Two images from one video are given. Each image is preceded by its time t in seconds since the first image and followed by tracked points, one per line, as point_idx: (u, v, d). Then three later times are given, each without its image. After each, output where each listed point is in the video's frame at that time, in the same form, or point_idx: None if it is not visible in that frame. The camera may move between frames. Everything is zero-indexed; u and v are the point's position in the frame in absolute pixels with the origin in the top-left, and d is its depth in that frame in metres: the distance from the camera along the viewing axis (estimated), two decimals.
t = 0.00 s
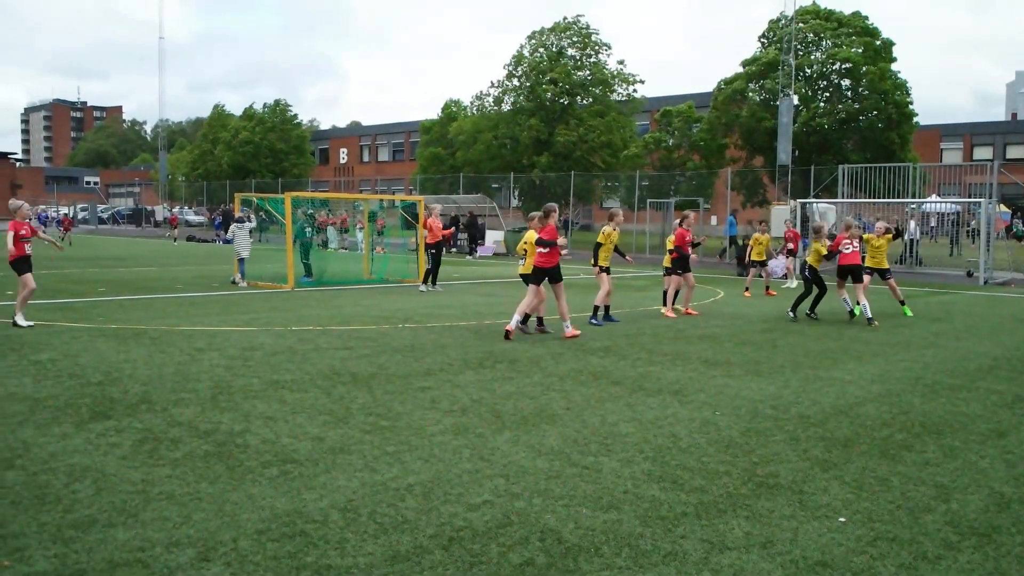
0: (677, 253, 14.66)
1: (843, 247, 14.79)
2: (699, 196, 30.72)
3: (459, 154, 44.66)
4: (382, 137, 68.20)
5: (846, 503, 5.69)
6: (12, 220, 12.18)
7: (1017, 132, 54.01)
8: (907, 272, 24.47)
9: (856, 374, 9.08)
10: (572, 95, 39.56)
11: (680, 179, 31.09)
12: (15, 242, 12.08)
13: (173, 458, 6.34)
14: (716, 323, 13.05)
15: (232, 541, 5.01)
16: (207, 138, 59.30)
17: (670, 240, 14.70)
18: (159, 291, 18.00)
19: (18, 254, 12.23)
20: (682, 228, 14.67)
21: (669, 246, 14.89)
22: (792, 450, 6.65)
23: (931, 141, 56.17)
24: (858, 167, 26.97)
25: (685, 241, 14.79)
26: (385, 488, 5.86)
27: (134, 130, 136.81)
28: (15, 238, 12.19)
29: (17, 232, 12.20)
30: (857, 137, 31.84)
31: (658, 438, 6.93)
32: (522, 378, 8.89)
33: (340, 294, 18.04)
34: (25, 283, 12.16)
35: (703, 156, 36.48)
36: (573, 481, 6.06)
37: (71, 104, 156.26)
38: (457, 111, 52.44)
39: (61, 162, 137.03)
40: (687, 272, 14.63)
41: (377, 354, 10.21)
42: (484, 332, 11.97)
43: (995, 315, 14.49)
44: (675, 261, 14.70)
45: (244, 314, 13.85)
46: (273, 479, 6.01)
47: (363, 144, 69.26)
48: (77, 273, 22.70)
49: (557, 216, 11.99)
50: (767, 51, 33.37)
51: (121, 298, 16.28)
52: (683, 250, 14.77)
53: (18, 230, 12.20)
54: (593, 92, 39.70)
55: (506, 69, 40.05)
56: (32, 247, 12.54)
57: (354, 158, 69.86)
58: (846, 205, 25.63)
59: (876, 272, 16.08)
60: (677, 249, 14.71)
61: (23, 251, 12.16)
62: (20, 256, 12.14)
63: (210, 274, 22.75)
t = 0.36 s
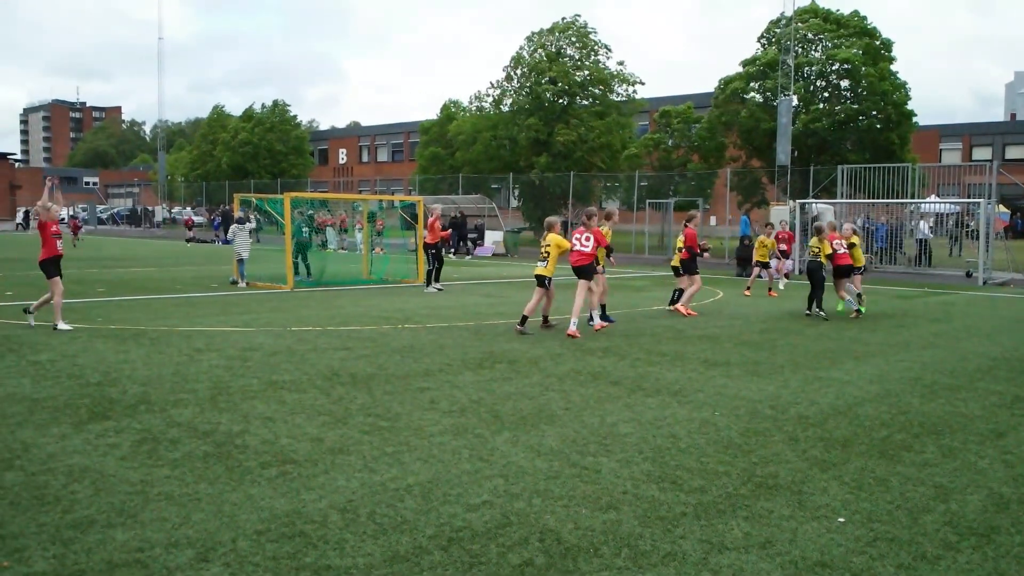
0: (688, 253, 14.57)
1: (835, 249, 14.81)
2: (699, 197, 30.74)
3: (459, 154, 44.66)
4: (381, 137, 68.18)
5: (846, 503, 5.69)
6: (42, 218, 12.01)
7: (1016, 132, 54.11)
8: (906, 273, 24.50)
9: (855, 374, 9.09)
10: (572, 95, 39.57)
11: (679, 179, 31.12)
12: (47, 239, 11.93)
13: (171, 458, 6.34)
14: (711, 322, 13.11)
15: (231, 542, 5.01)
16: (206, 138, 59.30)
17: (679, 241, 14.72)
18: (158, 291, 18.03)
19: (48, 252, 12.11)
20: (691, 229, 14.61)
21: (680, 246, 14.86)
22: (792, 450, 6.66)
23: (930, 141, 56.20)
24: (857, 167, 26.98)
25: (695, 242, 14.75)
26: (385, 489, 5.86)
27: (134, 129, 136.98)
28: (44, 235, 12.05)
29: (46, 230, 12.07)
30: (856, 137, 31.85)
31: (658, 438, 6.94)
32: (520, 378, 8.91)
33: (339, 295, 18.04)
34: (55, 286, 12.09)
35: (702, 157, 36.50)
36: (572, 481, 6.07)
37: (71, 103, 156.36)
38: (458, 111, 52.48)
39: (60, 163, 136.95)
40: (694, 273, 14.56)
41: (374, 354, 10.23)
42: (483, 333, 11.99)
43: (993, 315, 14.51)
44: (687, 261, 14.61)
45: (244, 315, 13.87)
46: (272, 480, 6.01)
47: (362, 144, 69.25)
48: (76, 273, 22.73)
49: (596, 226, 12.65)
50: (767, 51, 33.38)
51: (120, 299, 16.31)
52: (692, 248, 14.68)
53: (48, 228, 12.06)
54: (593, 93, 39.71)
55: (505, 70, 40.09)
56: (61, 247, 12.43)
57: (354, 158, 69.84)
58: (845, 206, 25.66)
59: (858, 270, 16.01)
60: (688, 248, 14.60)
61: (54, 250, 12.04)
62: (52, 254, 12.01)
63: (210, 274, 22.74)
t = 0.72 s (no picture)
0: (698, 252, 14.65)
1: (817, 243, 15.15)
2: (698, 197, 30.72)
3: (458, 154, 44.67)
4: (380, 137, 68.21)
5: (844, 504, 5.70)
6: (71, 217, 11.72)
7: (1015, 133, 54.22)
8: (904, 274, 24.51)
9: (854, 374, 9.10)
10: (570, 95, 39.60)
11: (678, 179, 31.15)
12: (78, 241, 11.77)
13: (170, 458, 6.34)
14: (711, 322, 13.12)
15: (230, 542, 5.01)
16: (205, 138, 59.32)
17: (689, 242, 14.73)
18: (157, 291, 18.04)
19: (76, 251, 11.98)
20: (700, 228, 14.64)
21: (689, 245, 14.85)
22: (790, 450, 6.67)
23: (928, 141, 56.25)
24: (856, 168, 26.98)
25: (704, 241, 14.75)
26: (383, 489, 5.86)
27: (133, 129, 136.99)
28: (74, 235, 11.85)
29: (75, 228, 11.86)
30: (854, 138, 31.88)
31: (657, 438, 6.94)
32: (518, 379, 8.92)
33: (338, 295, 18.05)
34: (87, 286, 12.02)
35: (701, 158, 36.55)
36: (571, 482, 6.07)
37: (69, 103, 156.22)
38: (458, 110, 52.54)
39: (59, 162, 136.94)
40: (705, 273, 14.61)
41: (373, 354, 10.23)
42: (482, 333, 11.99)
43: (991, 315, 14.52)
44: (697, 262, 14.67)
45: (244, 315, 13.87)
46: (271, 480, 6.01)
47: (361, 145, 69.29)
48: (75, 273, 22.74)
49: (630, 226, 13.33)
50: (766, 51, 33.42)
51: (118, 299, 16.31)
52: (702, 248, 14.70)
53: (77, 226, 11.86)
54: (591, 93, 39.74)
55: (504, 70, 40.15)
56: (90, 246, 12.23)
57: (353, 158, 69.86)
58: (844, 207, 25.68)
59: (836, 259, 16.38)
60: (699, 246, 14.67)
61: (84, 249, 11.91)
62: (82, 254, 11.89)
63: (208, 275, 22.74)
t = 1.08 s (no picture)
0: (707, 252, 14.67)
1: (793, 238, 15.48)
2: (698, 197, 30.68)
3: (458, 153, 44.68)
4: (380, 137, 68.25)
5: (844, 504, 5.69)
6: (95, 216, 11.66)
7: (1014, 133, 54.27)
8: (903, 274, 24.52)
9: (853, 374, 9.09)
10: (570, 95, 39.63)
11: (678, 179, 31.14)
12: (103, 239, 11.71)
13: (169, 458, 6.34)
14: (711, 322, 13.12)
15: (229, 543, 5.01)
16: (205, 138, 59.33)
17: (698, 241, 14.72)
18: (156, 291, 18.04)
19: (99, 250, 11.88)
20: (709, 227, 14.63)
21: (697, 244, 14.84)
22: (790, 450, 6.67)
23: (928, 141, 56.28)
24: (856, 167, 26.97)
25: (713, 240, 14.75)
26: (382, 489, 5.86)
27: (134, 129, 136.96)
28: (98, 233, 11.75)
29: (98, 226, 11.76)
30: (854, 138, 31.91)
31: (656, 438, 6.94)
32: (517, 378, 8.91)
33: (337, 295, 18.05)
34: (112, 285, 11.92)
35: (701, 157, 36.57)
36: (570, 481, 6.07)
37: (69, 103, 156.11)
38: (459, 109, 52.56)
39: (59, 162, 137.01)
40: (711, 273, 14.68)
41: (372, 354, 10.23)
42: (482, 332, 11.99)
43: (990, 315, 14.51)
44: (704, 261, 14.69)
45: (243, 314, 13.87)
46: (270, 480, 6.00)
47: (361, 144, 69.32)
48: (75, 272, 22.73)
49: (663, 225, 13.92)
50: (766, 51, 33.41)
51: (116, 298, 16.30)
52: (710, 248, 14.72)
53: (102, 224, 11.79)
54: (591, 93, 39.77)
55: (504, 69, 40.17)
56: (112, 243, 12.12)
57: (352, 157, 69.89)
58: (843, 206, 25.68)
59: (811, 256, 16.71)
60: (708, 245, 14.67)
61: (112, 247, 11.89)
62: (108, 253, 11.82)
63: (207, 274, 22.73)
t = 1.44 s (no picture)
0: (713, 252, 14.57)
1: (776, 237, 15.67)
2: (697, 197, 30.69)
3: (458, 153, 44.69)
4: (380, 137, 68.26)
5: (844, 504, 5.69)
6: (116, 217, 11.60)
7: (1014, 132, 54.27)
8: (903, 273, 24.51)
9: (853, 374, 9.09)
10: (570, 95, 39.64)
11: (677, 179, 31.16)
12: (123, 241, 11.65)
13: (170, 458, 6.34)
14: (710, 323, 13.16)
15: (229, 543, 5.01)
16: (205, 138, 59.36)
17: (704, 242, 14.62)
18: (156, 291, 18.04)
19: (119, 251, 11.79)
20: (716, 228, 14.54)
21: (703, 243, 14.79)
22: (790, 450, 6.67)
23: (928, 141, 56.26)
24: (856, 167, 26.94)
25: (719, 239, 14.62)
26: (382, 489, 5.86)
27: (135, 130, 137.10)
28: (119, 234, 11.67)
29: (119, 227, 11.69)
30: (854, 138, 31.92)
31: (656, 438, 6.93)
32: (517, 378, 8.91)
33: (337, 295, 18.05)
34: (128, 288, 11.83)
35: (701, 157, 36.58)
36: (570, 481, 6.07)
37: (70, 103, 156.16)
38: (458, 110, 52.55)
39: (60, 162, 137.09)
40: (718, 272, 14.66)
41: (372, 354, 10.23)
42: (482, 333, 11.99)
43: (990, 315, 14.50)
44: (711, 260, 14.63)
45: (244, 314, 13.89)
46: (270, 480, 6.01)
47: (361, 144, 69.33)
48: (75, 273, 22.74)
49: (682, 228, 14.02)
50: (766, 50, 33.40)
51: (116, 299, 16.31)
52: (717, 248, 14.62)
53: (122, 225, 11.67)
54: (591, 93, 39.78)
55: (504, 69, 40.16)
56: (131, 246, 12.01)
57: (352, 157, 69.90)
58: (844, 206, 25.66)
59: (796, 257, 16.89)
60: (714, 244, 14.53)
61: (130, 248, 11.80)
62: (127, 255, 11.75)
63: (207, 274, 22.74)
